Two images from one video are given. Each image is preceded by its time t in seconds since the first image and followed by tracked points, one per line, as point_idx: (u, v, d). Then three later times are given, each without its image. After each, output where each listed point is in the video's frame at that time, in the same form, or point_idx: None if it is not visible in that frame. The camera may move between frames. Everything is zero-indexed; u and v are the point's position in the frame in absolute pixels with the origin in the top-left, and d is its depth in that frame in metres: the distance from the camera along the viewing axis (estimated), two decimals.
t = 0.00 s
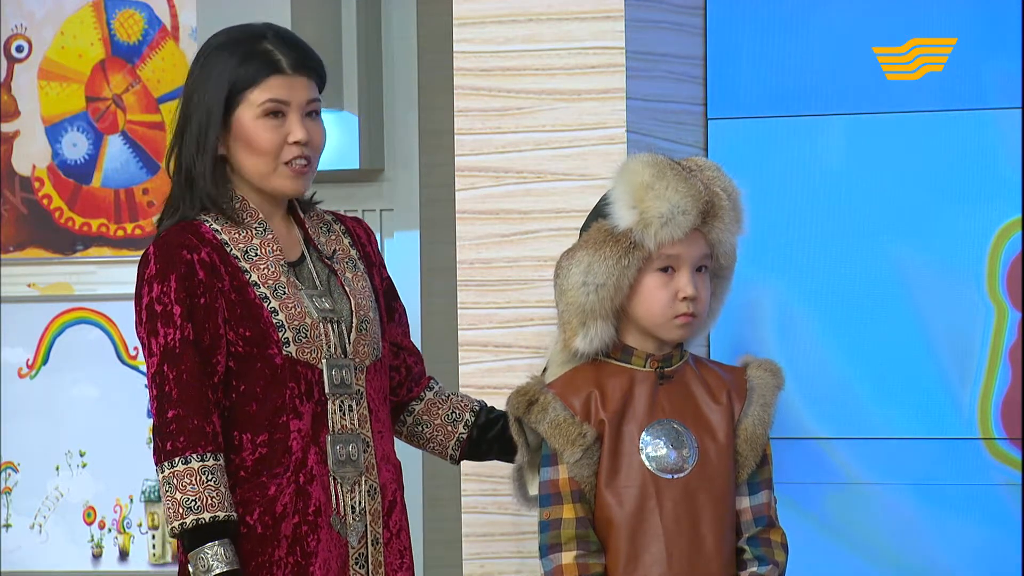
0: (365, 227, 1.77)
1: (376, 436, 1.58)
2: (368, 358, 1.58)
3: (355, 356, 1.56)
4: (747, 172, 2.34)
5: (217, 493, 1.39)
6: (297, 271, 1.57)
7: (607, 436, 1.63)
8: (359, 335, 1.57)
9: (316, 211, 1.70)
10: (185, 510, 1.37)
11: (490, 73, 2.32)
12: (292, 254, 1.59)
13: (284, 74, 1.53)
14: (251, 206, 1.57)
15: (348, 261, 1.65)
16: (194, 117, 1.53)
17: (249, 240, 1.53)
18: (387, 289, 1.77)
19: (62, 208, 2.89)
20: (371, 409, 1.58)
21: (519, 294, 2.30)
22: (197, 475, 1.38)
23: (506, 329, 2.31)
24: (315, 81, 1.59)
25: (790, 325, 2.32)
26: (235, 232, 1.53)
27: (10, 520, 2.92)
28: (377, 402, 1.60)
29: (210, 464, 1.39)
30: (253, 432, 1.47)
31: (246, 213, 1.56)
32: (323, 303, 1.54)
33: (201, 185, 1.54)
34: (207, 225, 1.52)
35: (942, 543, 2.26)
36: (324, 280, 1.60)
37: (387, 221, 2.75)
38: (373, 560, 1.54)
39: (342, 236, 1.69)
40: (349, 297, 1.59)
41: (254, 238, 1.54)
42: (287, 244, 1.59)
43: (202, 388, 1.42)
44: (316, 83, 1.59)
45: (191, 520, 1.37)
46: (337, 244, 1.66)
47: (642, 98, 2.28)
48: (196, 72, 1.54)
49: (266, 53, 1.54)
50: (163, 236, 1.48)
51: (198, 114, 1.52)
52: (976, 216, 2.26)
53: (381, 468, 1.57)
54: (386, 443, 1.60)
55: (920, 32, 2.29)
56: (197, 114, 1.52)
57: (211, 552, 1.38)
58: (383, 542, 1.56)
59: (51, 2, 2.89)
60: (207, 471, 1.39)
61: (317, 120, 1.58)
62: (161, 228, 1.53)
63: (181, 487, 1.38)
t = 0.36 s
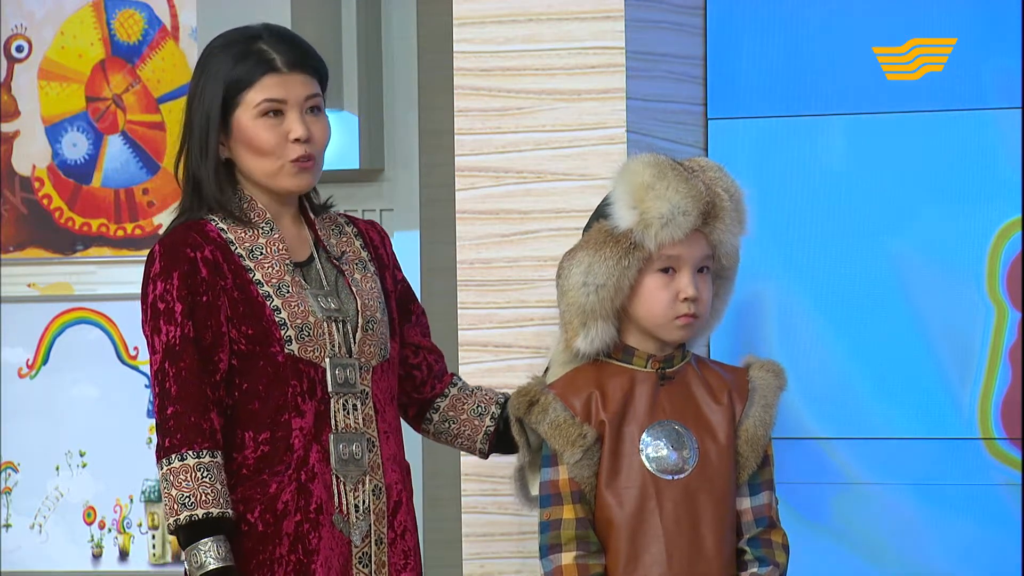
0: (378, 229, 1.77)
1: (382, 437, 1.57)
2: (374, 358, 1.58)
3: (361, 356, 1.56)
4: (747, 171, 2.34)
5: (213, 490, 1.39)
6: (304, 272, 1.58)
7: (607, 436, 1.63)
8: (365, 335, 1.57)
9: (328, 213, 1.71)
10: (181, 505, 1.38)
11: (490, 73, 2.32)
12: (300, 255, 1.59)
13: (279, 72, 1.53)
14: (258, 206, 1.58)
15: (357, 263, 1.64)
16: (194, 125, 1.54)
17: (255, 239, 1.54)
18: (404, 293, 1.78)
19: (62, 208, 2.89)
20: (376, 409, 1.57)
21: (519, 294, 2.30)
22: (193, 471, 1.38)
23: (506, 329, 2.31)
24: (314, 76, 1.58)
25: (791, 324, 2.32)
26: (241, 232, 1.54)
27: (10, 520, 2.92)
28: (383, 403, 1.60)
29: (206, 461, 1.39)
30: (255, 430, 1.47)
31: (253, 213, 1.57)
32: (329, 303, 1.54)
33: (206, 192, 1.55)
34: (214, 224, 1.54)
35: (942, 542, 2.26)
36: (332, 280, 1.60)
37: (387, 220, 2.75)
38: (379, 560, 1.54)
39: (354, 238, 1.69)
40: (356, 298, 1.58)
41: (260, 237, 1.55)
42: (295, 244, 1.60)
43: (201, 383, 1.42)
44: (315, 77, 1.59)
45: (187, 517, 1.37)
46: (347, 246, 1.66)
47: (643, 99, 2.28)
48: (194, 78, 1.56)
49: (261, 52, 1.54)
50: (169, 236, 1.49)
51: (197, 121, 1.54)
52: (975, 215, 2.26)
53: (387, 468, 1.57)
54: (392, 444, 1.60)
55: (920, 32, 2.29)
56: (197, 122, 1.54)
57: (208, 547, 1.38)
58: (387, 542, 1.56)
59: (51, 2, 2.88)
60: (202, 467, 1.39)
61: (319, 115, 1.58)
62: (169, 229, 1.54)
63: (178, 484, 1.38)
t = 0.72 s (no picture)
0: (388, 231, 1.77)
1: (387, 438, 1.57)
2: (380, 359, 1.58)
3: (367, 356, 1.56)
4: (747, 172, 2.33)
5: (207, 481, 1.38)
6: (311, 272, 1.58)
7: (607, 435, 1.63)
8: (371, 335, 1.57)
9: (339, 214, 1.71)
10: (179, 500, 1.37)
11: (490, 73, 2.31)
12: (308, 255, 1.59)
13: (282, 85, 1.52)
14: (266, 206, 1.58)
15: (366, 264, 1.64)
16: (199, 131, 1.56)
17: (261, 239, 1.55)
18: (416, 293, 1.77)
19: (62, 208, 2.89)
20: (382, 410, 1.57)
21: (520, 294, 2.30)
22: (187, 465, 1.38)
23: (506, 329, 2.31)
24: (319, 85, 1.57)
25: (791, 325, 2.32)
26: (248, 232, 1.55)
27: (10, 520, 2.92)
28: (390, 404, 1.59)
29: (199, 453, 1.39)
30: (259, 429, 1.48)
31: (258, 216, 1.57)
32: (335, 303, 1.55)
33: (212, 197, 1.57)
34: (220, 224, 1.54)
35: (942, 542, 2.26)
36: (339, 281, 1.60)
37: (387, 220, 2.75)
38: (383, 560, 1.54)
39: (364, 240, 1.69)
40: (363, 298, 1.59)
41: (267, 237, 1.55)
42: (302, 245, 1.59)
43: (197, 380, 1.42)
44: (321, 86, 1.58)
45: (184, 510, 1.37)
46: (356, 247, 1.65)
47: (643, 99, 2.28)
48: (201, 83, 1.56)
49: (265, 63, 1.53)
50: (176, 236, 1.50)
51: (201, 128, 1.55)
52: (975, 216, 2.26)
53: (392, 469, 1.57)
54: (398, 445, 1.59)
55: (920, 32, 2.29)
56: (201, 129, 1.55)
57: (211, 536, 1.37)
58: (392, 543, 1.55)
59: (51, 2, 2.88)
60: (195, 460, 1.38)
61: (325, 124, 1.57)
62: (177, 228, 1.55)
63: (174, 480, 1.38)
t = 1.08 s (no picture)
0: (392, 229, 1.77)
1: (391, 437, 1.57)
2: (383, 359, 1.58)
3: (370, 356, 1.56)
4: (748, 172, 2.33)
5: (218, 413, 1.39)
6: (313, 272, 1.59)
7: (607, 436, 1.63)
8: (375, 335, 1.57)
9: (341, 212, 1.70)
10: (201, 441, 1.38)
11: (490, 73, 2.32)
12: (310, 256, 1.60)
13: (303, 81, 1.54)
14: (267, 207, 1.58)
15: (368, 263, 1.64)
16: (215, 132, 1.53)
17: (262, 241, 1.54)
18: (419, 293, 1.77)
19: (62, 208, 2.89)
20: (386, 410, 1.57)
21: (520, 294, 2.30)
22: (194, 413, 1.39)
23: (506, 328, 2.31)
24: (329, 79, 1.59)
25: (791, 325, 2.32)
26: (248, 234, 1.54)
27: (10, 520, 2.92)
28: (393, 404, 1.59)
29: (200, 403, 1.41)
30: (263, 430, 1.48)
31: (262, 217, 1.57)
32: (337, 304, 1.54)
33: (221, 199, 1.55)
34: (221, 226, 1.54)
35: (942, 542, 2.26)
36: (341, 281, 1.60)
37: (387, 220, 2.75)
38: (388, 559, 1.54)
39: (366, 239, 1.68)
40: (365, 298, 1.58)
41: (268, 238, 1.55)
42: (304, 245, 1.60)
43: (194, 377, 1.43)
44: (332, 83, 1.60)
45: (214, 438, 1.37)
46: (359, 247, 1.65)
47: (643, 98, 2.28)
48: (210, 83, 1.54)
49: (282, 60, 1.53)
50: (177, 239, 1.51)
51: (218, 130, 1.53)
52: (975, 216, 2.26)
53: (396, 469, 1.57)
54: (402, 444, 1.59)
55: (920, 32, 2.28)
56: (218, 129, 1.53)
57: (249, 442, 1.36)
58: (397, 542, 1.55)
59: (50, 2, 2.88)
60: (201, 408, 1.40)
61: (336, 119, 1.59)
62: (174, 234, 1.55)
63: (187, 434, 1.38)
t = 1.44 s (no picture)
0: (394, 229, 1.77)
1: (396, 439, 1.57)
2: (389, 361, 1.58)
3: (376, 358, 1.56)
4: (748, 172, 2.33)
5: (220, 481, 1.39)
6: (320, 274, 1.58)
7: (606, 436, 1.63)
8: (380, 337, 1.57)
9: (343, 212, 1.71)
10: (192, 502, 1.38)
11: (490, 73, 2.32)
12: (316, 258, 1.59)
13: (316, 82, 1.54)
14: (275, 207, 1.59)
15: (373, 265, 1.64)
16: (227, 133, 1.53)
17: (269, 243, 1.54)
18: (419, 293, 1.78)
19: (62, 208, 2.89)
20: (392, 411, 1.58)
21: (520, 294, 2.30)
22: (198, 466, 1.38)
23: (506, 328, 2.31)
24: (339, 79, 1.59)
25: (791, 325, 2.32)
26: (256, 236, 1.54)
27: (10, 520, 2.93)
28: (400, 405, 1.60)
29: (208, 454, 1.39)
30: (269, 433, 1.48)
31: (270, 217, 1.57)
32: (344, 306, 1.55)
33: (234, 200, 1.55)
34: (228, 227, 1.53)
35: (942, 542, 2.26)
36: (347, 283, 1.60)
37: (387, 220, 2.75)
38: (393, 562, 1.54)
39: (370, 240, 1.69)
40: (371, 300, 1.59)
41: (276, 241, 1.55)
42: (310, 247, 1.60)
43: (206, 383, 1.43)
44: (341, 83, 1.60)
45: (199, 511, 1.37)
46: (362, 248, 1.65)
47: (643, 98, 2.28)
48: (221, 84, 1.53)
49: (295, 62, 1.53)
50: (183, 239, 1.50)
51: (231, 131, 1.52)
52: (975, 216, 2.25)
53: (403, 471, 1.58)
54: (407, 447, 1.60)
55: (920, 32, 2.28)
56: (233, 131, 1.52)
57: (229, 535, 1.37)
58: (402, 544, 1.56)
59: (50, 2, 2.88)
60: (205, 461, 1.39)
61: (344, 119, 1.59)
62: (179, 234, 1.54)
63: (185, 482, 1.38)
